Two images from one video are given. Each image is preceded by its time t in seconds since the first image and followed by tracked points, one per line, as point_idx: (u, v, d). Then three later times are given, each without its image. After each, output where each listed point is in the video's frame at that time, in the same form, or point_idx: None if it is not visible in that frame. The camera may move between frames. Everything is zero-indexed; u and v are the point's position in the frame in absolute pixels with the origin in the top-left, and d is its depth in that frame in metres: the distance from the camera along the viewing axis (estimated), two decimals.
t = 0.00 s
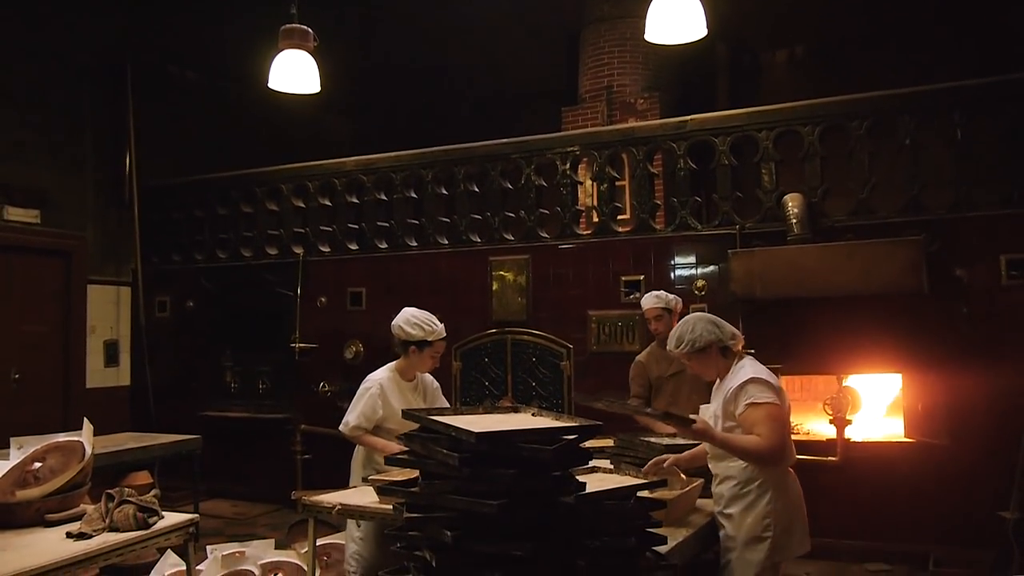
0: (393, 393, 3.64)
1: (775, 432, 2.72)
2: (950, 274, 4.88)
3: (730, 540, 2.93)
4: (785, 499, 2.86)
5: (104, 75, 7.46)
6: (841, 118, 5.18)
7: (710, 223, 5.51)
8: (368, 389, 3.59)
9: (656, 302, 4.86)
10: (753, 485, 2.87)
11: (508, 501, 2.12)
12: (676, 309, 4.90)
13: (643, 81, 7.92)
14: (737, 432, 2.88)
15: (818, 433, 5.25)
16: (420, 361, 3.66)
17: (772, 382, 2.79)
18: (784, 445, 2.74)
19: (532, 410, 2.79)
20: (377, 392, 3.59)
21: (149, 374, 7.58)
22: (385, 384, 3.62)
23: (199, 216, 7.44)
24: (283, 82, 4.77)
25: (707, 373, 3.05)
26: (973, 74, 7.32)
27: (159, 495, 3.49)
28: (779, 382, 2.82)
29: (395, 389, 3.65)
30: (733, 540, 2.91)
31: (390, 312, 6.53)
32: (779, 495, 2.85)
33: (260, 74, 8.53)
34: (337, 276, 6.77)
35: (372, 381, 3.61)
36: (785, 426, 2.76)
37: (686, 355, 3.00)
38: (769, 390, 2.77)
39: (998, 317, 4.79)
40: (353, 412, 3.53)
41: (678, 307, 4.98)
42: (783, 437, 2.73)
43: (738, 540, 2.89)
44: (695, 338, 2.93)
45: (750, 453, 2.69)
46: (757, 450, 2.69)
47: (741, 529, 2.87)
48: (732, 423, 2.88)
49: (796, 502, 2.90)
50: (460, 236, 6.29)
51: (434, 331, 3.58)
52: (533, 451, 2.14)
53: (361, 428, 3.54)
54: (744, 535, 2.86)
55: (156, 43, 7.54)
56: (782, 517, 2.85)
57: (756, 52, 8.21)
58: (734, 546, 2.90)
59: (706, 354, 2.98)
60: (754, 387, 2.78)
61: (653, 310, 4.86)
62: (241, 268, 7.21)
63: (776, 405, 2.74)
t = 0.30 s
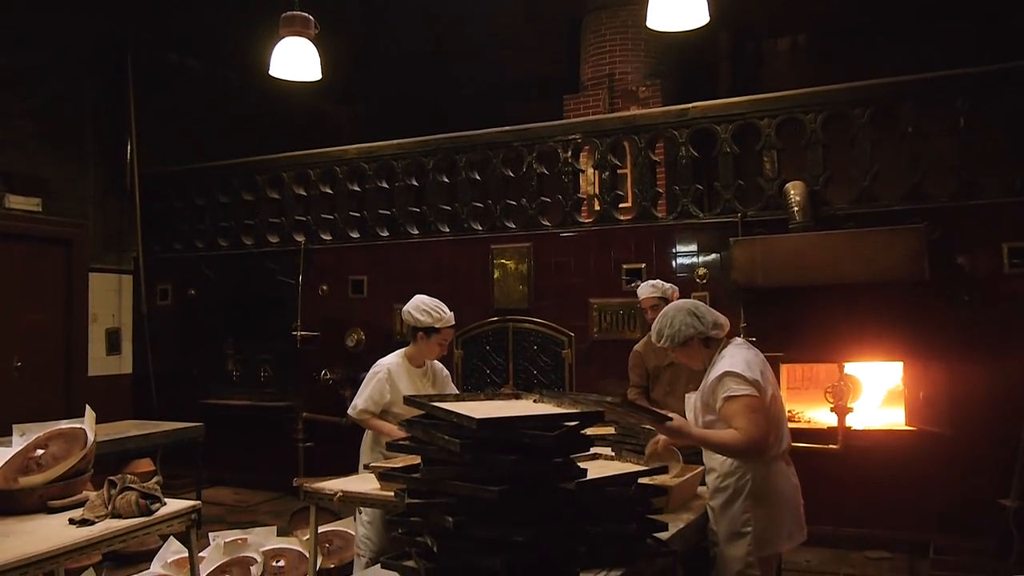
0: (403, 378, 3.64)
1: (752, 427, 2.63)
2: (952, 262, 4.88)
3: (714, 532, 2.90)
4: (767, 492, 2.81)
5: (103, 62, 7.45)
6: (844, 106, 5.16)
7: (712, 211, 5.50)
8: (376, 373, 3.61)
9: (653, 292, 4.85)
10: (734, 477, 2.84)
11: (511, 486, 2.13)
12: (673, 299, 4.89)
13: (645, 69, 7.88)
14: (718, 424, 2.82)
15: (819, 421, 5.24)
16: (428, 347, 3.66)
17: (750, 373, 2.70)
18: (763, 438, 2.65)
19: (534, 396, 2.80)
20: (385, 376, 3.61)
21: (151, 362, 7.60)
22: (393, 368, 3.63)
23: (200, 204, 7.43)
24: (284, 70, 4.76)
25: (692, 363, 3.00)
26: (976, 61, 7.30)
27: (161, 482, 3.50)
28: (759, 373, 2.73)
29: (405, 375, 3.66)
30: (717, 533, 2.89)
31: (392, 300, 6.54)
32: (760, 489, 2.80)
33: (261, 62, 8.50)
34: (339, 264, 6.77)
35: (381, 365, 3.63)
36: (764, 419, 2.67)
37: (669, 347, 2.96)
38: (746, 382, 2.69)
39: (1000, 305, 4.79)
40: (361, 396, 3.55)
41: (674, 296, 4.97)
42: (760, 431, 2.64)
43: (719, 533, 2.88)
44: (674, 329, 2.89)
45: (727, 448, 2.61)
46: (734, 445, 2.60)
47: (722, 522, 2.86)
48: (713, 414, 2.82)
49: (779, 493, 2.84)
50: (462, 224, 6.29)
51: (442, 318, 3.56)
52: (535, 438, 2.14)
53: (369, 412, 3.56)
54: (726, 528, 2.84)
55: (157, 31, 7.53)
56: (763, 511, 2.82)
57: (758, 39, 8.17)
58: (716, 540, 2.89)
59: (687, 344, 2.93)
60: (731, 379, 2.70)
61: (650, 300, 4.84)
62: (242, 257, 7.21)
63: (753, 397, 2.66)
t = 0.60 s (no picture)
0: (405, 368, 3.65)
1: (751, 412, 2.64)
2: (955, 251, 4.87)
3: (709, 520, 2.90)
4: (763, 482, 2.81)
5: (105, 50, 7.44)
6: (846, 94, 5.15)
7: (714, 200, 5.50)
8: (378, 361, 3.63)
9: (648, 282, 4.86)
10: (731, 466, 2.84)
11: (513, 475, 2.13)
12: (669, 288, 4.88)
13: (647, 57, 7.84)
14: (716, 410, 2.82)
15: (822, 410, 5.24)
16: (430, 336, 3.66)
17: (751, 359, 2.71)
18: (760, 425, 2.65)
19: (535, 384, 2.80)
20: (386, 364, 3.62)
21: (153, 351, 7.61)
22: (394, 356, 3.64)
23: (202, 193, 7.43)
24: (285, 58, 4.75)
25: (693, 348, 3.00)
26: (980, 49, 7.25)
27: (164, 469, 3.51)
28: (759, 359, 2.73)
29: (407, 364, 3.66)
30: (712, 522, 2.89)
31: (393, 288, 6.53)
32: (755, 477, 2.80)
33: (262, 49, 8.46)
34: (341, 253, 6.76)
35: (382, 353, 3.64)
36: (762, 406, 2.68)
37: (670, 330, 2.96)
38: (747, 368, 2.69)
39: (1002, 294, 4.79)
40: (361, 383, 3.57)
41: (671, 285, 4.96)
42: (759, 416, 2.65)
43: (715, 521, 2.87)
44: (676, 312, 2.89)
45: (725, 432, 2.62)
46: (732, 429, 2.62)
47: (718, 510, 2.86)
48: (711, 400, 2.82)
49: (775, 484, 2.84)
50: (463, 212, 6.28)
51: (441, 307, 3.56)
52: (536, 426, 2.14)
53: (369, 399, 3.58)
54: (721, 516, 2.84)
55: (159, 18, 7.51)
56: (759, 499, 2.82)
57: (760, 28, 8.14)
58: (711, 528, 2.89)
59: (688, 328, 2.93)
60: (732, 364, 2.71)
61: (646, 289, 4.86)
62: (244, 245, 7.21)
63: (752, 383, 2.66)
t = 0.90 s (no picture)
0: (397, 361, 3.64)
1: (761, 397, 2.65)
2: (957, 242, 4.87)
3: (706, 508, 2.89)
4: (762, 472, 2.83)
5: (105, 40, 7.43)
6: (849, 84, 5.14)
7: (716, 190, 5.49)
8: (374, 353, 3.59)
9: (649, 271, 4.85)
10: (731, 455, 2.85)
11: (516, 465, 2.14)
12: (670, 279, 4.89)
13: (650, 48, 7.82)
14: (719, 396, 2.82)
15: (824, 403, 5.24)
16: (415, 330, 3.67)
17: (760, 345, 2.73)
18: (770, 410, 2.67)
19: (537, 374, 2.80)
20: (383, 355, 3.60)
21: (155, 342, 7.62)
22: (389, 347, 3.63)
23: (204, 184, 7.43)
24: (287, 49, 4.74)
25: (694, 336, 3.00)
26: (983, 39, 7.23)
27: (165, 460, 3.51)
28: (766, 347, 2.75)
29: (399, 358, 3.65)
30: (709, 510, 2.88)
31: (395, 279, 6.54)
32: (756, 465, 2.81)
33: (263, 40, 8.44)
34: (343, 244, 6.76)
35: (377, 345, 3.61)
36: (771, 392, 2.70)
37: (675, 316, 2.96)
38: (756, 354, 2.71)
39: (1004, 284, 4.79)
40: (364, 378, 3.53)
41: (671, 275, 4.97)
42: (769, 401, 2.66)
43: (713, 510, 2.87)
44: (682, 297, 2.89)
45: (736, 415, 2.62)
46: (743, 413, 2.62)
47: (717, 498, 2.85)
48: (715, 387, 2.82)
49: (773, 474, 2.86)
50: (465, 203, 6.28)
51: (426, 297, 3.59)
52: (539, 417, 2.14)
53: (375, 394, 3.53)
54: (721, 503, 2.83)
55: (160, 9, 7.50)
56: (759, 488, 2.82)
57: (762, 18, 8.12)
58: (708, 516, 2.89)
59: (692, 316, 2.93)
60: (742, 348, 2.72)
61: (647, 278, 4.85)
62: (246, 237, 7.21)
63: (762, 368, 2.68)
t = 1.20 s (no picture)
0: (386, 355, 3.66)
1: (740, 390, 2.65)
2: (960, 233, 4.86)
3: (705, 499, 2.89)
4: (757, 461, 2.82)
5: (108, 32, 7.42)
6: (852, 75, 5.12)
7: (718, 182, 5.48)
8: (361, 348, 3.61)
9: (645, 268, 4.84)
10: (727, 446, 2.85)
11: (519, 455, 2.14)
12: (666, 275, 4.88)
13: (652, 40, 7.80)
14: (708, 388, 2.82)
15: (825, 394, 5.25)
16: (403, 323, 3.65)
17: (746, 337, 2.72)
18: (751, 402, 2.66)
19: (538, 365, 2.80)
20: (371, 351, 3.61)
21: (157, 334, 7.62)
22: (377, 342, 3.64)
23: (206, 176, 7.42)
24: (289, 40, 4.73)
25: (690, 328, 3.00)
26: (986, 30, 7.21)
27: (168, 451, 3.51)
28: (752, 338, 2.74)
29: (388, 353, 3.66)
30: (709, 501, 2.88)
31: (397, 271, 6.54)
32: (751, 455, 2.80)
33: (265, 31, 8.42)
34: (345, 235, 6.76)
35: (365, 339, 3.63)
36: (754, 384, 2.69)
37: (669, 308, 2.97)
38: (740, 346, 2.70)
39: (1006, 276, 4.79)
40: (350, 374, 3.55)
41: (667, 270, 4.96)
42: (750, 395, 2.66)
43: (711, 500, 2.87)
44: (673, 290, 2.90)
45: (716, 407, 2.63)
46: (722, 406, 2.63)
47: (715, 489, 2.85)
48: (705, 379, 2.82)
49: (770, 463, 2.85)
50: (467, 195, 6.27)
51: (412, 291, 3.56)
52: (541, 407, 2.14)
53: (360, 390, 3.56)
54: (718, 494, 2.83)
55: None
56: (756, 478, 2.82)
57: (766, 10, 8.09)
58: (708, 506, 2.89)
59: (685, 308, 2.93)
60: (726, 340, 2.72)
61: (643, 275, 4.84)
62: (248, 228, 7.20)
63: (744, 361, 2.67)
